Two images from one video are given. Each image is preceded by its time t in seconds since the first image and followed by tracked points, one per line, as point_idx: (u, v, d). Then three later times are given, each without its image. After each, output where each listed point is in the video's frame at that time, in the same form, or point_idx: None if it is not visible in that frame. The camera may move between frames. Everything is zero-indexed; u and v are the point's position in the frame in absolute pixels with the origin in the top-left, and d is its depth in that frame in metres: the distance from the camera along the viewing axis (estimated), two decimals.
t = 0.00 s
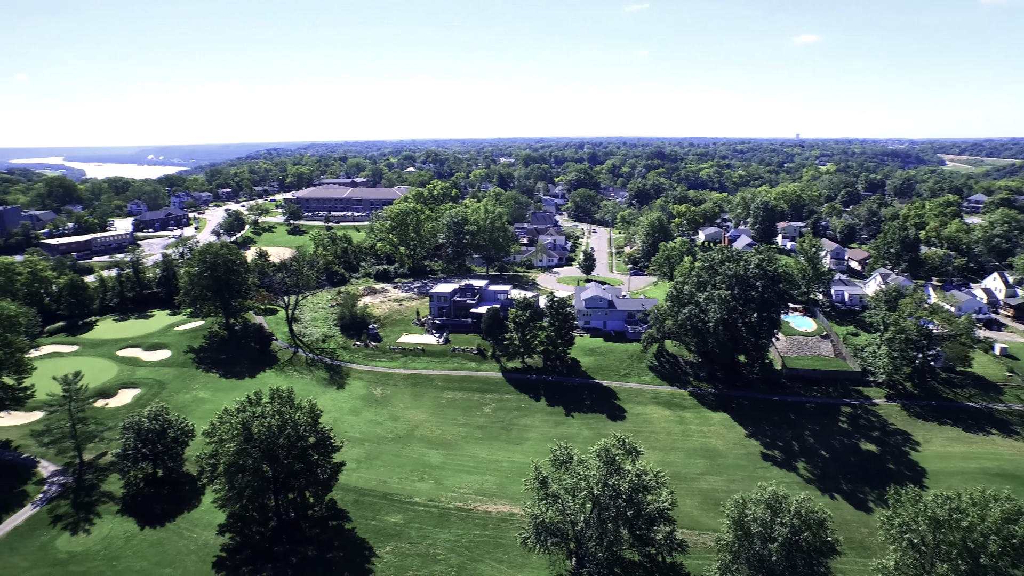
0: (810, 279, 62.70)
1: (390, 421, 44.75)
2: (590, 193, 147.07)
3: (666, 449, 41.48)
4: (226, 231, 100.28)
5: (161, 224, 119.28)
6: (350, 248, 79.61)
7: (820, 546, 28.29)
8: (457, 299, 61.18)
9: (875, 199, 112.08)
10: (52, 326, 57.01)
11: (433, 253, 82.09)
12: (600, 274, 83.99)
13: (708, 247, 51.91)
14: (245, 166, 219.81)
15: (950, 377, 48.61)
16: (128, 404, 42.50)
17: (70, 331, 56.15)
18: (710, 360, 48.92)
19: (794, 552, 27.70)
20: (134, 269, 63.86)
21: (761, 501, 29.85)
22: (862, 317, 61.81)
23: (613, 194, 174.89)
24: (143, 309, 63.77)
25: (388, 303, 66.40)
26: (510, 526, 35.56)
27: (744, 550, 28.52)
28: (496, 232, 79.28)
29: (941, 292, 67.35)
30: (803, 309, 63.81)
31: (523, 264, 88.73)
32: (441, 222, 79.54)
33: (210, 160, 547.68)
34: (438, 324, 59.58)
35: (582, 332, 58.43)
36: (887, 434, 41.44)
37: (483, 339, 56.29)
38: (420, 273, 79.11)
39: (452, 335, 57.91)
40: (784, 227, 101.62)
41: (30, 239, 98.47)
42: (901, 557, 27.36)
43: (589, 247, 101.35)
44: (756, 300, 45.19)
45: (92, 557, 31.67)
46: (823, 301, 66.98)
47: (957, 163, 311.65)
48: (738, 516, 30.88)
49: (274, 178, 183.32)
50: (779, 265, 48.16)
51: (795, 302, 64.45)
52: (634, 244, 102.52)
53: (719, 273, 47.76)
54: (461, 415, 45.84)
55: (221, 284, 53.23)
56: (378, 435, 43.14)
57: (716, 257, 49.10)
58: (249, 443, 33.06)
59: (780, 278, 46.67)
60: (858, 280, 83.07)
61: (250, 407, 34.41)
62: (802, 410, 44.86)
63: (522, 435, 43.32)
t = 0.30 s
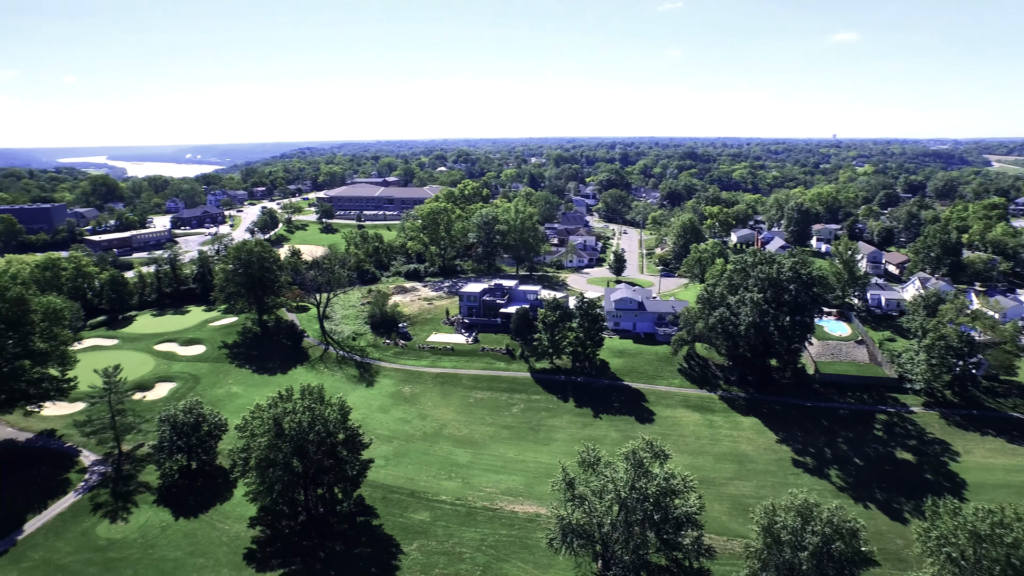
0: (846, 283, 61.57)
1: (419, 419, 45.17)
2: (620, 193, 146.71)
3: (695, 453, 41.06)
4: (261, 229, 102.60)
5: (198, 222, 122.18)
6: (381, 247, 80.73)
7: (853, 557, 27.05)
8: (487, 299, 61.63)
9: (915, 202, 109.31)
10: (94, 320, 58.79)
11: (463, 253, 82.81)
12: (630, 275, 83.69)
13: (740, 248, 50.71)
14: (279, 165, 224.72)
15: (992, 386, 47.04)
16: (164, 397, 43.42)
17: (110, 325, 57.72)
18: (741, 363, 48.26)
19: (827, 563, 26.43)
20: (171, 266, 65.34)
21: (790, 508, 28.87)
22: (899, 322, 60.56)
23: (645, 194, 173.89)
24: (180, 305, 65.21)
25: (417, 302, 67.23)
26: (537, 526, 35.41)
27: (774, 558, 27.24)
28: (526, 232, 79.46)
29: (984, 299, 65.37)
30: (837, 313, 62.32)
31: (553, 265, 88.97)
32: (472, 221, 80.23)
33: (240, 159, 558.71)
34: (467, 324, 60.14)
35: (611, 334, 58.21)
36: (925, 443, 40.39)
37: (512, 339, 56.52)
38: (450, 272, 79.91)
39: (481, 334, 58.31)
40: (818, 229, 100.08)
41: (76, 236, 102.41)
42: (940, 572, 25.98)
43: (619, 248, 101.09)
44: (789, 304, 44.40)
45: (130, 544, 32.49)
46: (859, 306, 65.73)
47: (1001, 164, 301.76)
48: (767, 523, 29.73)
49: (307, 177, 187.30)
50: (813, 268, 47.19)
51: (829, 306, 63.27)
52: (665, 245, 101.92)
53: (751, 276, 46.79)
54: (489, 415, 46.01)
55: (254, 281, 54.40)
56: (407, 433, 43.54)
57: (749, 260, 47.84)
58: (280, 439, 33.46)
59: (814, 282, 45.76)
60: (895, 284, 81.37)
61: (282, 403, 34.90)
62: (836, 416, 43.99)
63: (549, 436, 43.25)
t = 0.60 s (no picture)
0: (880, 287, 60.30)
1: (445, 418, 45.43)
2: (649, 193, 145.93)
3: (723, 458, 40.55)
4: (292, 228, 104.59)
5: (232, 220, 124.78)
6: (410, 246, 81.56)
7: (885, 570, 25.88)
8: (515, 299, 61.87)
9: (957, 204, 106.30)
10: (131, 315, 60.36)
11: (492, 252, 83.27)
12: (659, 277, 83.14)
13: (772, 251, 50.32)
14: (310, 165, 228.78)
15: None
16: (196, 392, 44.38)
17: (146, 321, 59.14)
18: (771, 368, 47.50)
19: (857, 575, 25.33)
20: (205, 263, 66.71)
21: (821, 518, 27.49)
22: (936, 328, 59.07)
23: (675, 195, 172.58)
24: (213, 301, 66.55)
25: (446, 301, 67.79)
26: (561, 528, 35.18)
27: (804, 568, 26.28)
28: (555, 232, 79.37)
29: None
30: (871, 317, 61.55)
31: (581, 266, 88.87)
32: (501, 222, 80.59)
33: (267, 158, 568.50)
34: (495, 324, 60.39)
35: (639, 336, 57.79)
36: (962, 454, 39.24)
37: (539, 339, 56.53)
38: (478, 272, 80.43)
39: (508, 335, 58.49)
40: (853, 231, 98.92)
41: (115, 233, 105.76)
42: None
43: (648, 250, 100.55)
44: (821, 308, 43.69)
45: (163, 535, 33.18)
46: (894, 311, 64.31)
47: None
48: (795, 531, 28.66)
49: (338, 177, 190.54)
50: (847, 272, 46.36)
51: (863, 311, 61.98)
52: (695, 247, 101.05)
53: (783, 279, 46.36)
54: (515, 415, 46.04)
55: (286, 279, 55.57)
56: (433, 432, 43.85)
57: (780, 263, 47.57)
58: (308, 435, 33.82)
59: (848, 286, 45.00)
60: (934, 289, 79.40)
61: (311, 400, 35.25)
62: (869, 423, 43.02)
63: (575, 438, 43.08)
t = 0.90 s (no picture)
0: (914, 291, 58.97)
1: (471, 418, 45.69)
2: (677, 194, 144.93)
3: (749, 463, 40.03)
4: (321, 227, 106.19)
5: (262, 219, 126.94)
6: (437, 246, 82.37)
7: None
8: (541, 299, 62.05)
9: (998, 207, 103.16)
10: (163, 311, 61.73)
11: (518, 252, 83.67)
12: (686, 278, 82.58)
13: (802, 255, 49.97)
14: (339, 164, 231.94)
15: None
16: (226, 387, 45.29)
17: (178, 316, 60.39)
18: (800, 372, 46.80)
19: None
20: (236, 261, 67.95)
21: (852, 526, 26.10)
22: (973, 334, 57.48)
23: (703, 196, 171.08)
24: (244, 298, 67.81)
25: (472, 301, 68.36)
26: (585, 530, 34.91)
27: None
28: (581, 233, 79.33)
29: None
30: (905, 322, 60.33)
31: (607, 266, 88.67)
32: (528, 222, 80.97)
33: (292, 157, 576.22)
34: (521, 324, 60.59)
35: (665, 338, 57.31)
36: (1001, 465, 37.98)
37: (565, 340, 56.50)
38: (504, 272, 80.90)
39: (534, 335, 58.65)
40: (887, 234, 96.93)
41: (150, 231, 108.62)
42: None
43: (675, 251, 100.03)
44: (852, 312, 43.09)
45: (192, 527, 33.75)
46: (929, 316, 62.76)
47: None
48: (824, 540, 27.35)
49: (366, 176, 193.19)
50: (879, 276, 45.64)
51: (896, 315, 60.73)
52: (723, 248, 100.13)
53: (812, 283, 45.97)
54: (540, 416, 46.07)
55: (315, 277, 56.62)
56: (458, 431, 44.12)
57: (810, 266, 47.26)
58: (334, 432, 34.09)
59: (880, 290, 44.31)
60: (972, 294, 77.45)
61: (337, 398, 35.56)
62: (901, 431, 42.04)
63: (600, 439, 42.93)
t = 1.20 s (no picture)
0: (948, 296, 57.82)
1: (494, 418, 45.86)
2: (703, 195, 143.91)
3: (775, 468, 39.46)
4: (347, 226, 107.56)
5: (289, 217, 128.82)
6: (462, 245, 83.05)
7: None
8: (565, 300, 62.10)
9: None
10: (193, 308, 62.94)
11: (543, 253, 83.91)
12: (712, 280, 81.99)
13: (830, 258, 49.42)
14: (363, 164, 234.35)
15: None
16: (252, 384, 46.11)
17: (207, 313, 61.54)
18: (827, 377, 46.05)
19: None
20: (263, 259, 69.00)
21: (881, 535, 24.94)
22: (1011, 341, 55.91)
23: (730, 197, 169.51)
24: (271, 296, 68.81)
25: (496, 301, 68.81)
26: (607, 533, 34.48)
27: None
28: (606, 234, 79.16)
29: None
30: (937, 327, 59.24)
31: (632, 267, 88.37)
32: (553, 222, 81.16)
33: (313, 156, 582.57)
34: (545, 325, 60.64)
35: (690, 340, 56.76)
36: None
37: (589, 342, 56.34)
38: (529, 273, 81.23)
39: (558, 335, 58.65)
40: (919, 237, 95.29)
41: (180, 229, 111.01)
42: None
43: (701, 253, 99.45)
44: (882, 316, 42.41)
45: (219, 520, 34.18)
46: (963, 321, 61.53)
47: None
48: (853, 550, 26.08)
49: (392, 176, 195.40)
50: (911, 280, 44.79)
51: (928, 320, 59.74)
52: (749, 250, 99.15)
53: (841, 286, 45.42)
54: (563, 417, 46.02)
55: (340, 276, 57.53)
56: (481, 431, 44.31)
57: (839, 269, 46.80)
58: (358, 430, 34.31)
59: (912, 294, 43.45)
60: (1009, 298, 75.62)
61: (361, 396, 35.78)
62: (933, 440, 41.03)
63: (623, 442, 42.70)
